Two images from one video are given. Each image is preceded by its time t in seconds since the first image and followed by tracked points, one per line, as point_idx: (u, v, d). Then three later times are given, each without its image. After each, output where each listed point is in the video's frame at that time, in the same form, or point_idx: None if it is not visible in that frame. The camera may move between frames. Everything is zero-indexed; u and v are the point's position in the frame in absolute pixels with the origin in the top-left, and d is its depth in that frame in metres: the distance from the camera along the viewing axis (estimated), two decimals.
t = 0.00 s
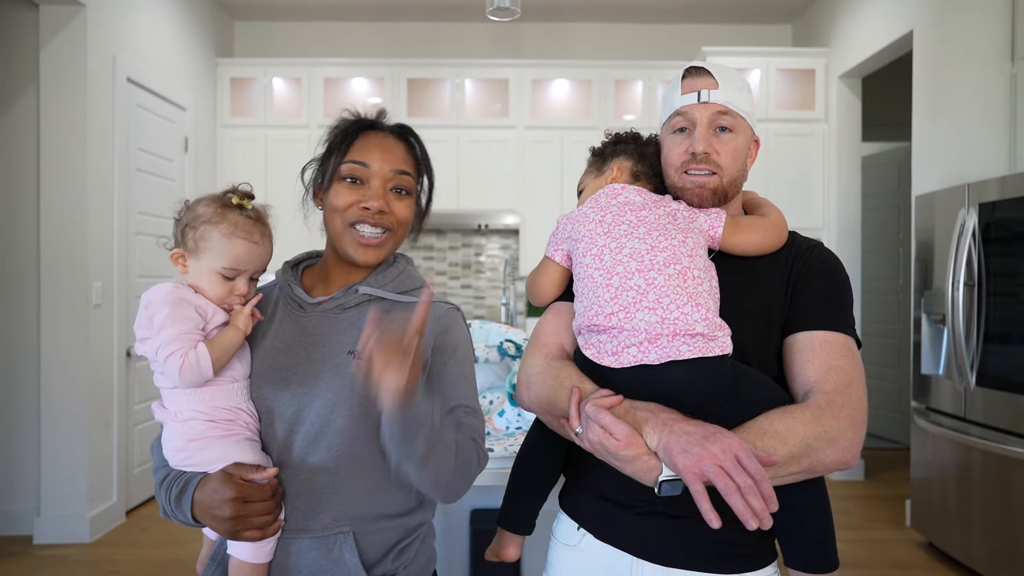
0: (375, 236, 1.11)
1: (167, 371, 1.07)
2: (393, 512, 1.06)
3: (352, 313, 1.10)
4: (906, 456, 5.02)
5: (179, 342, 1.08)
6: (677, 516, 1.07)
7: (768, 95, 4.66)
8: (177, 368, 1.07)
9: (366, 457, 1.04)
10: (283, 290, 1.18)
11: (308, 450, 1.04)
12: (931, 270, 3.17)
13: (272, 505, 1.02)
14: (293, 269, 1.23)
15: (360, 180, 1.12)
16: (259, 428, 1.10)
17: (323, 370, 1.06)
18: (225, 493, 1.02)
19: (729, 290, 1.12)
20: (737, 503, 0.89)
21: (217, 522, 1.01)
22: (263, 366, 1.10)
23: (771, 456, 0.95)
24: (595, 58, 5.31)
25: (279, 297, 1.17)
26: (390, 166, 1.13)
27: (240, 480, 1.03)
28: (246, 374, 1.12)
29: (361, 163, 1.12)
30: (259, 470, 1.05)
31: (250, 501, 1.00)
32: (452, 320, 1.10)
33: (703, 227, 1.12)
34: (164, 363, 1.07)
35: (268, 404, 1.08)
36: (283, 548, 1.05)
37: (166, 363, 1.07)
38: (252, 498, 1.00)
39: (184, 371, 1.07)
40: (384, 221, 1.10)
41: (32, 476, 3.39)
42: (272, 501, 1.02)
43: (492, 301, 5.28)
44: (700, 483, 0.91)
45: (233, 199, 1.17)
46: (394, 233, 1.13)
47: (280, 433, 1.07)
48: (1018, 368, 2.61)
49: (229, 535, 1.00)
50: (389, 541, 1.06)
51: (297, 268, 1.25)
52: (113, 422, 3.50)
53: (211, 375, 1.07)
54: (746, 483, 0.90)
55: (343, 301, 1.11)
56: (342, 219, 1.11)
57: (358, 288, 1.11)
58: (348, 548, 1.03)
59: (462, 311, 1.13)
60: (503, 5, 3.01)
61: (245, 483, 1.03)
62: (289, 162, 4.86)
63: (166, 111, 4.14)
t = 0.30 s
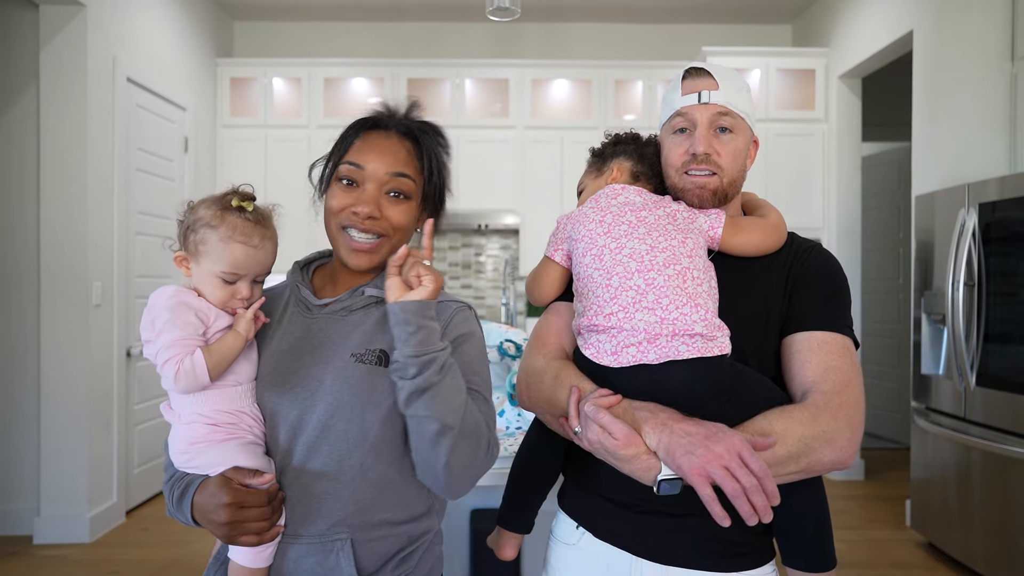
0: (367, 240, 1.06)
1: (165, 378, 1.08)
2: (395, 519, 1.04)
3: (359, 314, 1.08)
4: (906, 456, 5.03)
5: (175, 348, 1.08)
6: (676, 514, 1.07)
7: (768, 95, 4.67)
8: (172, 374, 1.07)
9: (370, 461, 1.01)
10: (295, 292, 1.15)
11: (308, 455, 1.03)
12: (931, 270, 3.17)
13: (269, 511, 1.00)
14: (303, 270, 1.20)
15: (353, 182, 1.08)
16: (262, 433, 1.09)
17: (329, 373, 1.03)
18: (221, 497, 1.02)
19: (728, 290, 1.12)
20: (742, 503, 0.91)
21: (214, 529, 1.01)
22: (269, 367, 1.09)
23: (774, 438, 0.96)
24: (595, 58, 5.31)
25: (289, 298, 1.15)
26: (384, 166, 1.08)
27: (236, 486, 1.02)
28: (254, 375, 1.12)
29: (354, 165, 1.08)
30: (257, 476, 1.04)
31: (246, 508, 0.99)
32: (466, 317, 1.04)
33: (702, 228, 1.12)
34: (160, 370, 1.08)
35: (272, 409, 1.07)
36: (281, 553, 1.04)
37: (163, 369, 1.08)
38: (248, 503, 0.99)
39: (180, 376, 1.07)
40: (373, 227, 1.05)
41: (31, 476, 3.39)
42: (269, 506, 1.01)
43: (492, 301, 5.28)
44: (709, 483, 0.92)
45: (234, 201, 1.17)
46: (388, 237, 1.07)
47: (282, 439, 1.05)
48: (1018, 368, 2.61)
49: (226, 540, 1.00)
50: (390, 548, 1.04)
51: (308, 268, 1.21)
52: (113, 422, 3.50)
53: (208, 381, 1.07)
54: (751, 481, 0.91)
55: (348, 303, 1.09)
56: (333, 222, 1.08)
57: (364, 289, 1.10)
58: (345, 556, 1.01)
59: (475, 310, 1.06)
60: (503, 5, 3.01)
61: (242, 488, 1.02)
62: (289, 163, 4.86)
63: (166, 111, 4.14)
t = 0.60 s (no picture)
0: (352, 245, 1.02)
1: (169, 372, 1.08)
2: (395, 522, 1.04)
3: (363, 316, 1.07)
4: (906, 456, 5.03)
5: (180, 344, 1.08)
6: (674, 512, 1.07)
7: (768, 95, 4.67)
8: (176, 369, 1.07)
9: (366, 462, 1.01)
10: (303, 293, 1.15)
11: (306, 456, 1.02)
12: (931, 270, 3.17)
13: (263, 510, 1.00)
14: (313, 271, 1.18)
15: (347, 185, 1.05)
16: (265, 432, 1.08)
17: (330, 374, 1.03)
18: (216, 495, 1.02)
19: (727, 289, 1.12)
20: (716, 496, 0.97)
21: (207, 526, 1.01)
22: (274, 366, 1.09)
23: (751, 412, 0.99)
24: (595, 58, 5.32)
25: (299, 297, 1.15)
26: (377, 170, 1.04)
27: (231, 484, 1.02)
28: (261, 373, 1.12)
29: (349, 166, 1.05)
30: (252, 474, 1.03)
31: (239, 507, 0.99)
32: (471, 323, 1.03)
33: (702, 226, 1.12)
34: (165, 364, 1.08)
35: (276, 408, 1.07)
36: (278, 551, 1.04)
37: (167, 364, 1.08)
38: (241, 502, 0.99)
39: (183, 372, 1.07)
40: (354, 230, 1.01)
41: (32, 476, 3.39)
42: (263, 505, 1.00)
43: (492, 301, 5.27)
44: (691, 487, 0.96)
45: (241, 200, 1.16)
46: (375, 243, 1.03)
47: (283, 439, 1.05)
48: (1018, 368, 2.61)
49: (219, 537, 1.01)
50: (389, 552, 1.04)
51: (317, 270, 1.19)
52: (113, 422, 3.50)
53: (212, 377, 1.07)
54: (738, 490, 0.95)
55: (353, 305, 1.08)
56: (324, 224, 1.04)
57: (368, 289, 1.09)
58: (340, 558, 1.01)
59: (481, 313, 1.06)
60: (503, 5, 3.01)
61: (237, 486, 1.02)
62: (289, 163, 4.87)
63: (166, 111, 4.14)
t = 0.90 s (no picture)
0: (352, 250, 1.03)
1: (172, 367, 1.09)
2: (387, 529, 1.03)
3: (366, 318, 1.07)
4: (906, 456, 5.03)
5: (184, 340, 1.09)
6: (676, 512, 1.07)
7: (768, 95, 4.67)
8: (178, 365, 1.08)
9: (360, 465, 1.01)
10: (310, 293, 1.15)
11: (301, 457, 1.03)
12: (931, 270, 3.17)
13: (255, 510, 1.00)
14: (321, 270, 1.19)
15: (348, 189, 1.05)
16: (266, 432, 1.09)
17: (329, 375, 1.03)
18: (209, 493, 1.02)
19: (726, 289, 1.12)
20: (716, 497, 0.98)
21: (198, 523, 1.02)
22: (276, 366, 1.09)
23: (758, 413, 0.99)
24: (595, 57, 5.32)
25: (304, 297, 1.15)
26: (375, 174, 1.04)
27: (225, 483, 1.02)
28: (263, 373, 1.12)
29: (349, 170, 1.05)
30: (246, 474, 1.04)
31: (230, 505, 1.00)
32: (473, 326, 1.03)
33: (702, 225, 1.12)
34: (168, 359, 1.09)
35: (275, 407, 1.07)
36: (270, 551, 1.04)
37: (170, 358, 1.09)
38: (233, 500, 0.99)
39: (185, 367, 1.08)
40: (351, 235, 1.01)
41: (32, 476, 3.39)
42: (255, 505, 1.00)
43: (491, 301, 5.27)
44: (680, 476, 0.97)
45: (247, 199, 1.15)
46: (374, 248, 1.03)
47: (280, 441, 1.05)
48: (1018, 368, 2.61)
49: (212, 535, 1.01)
50: (383, 559, 1.04)
51: (325, 271, 1.19)
52: (113, 422, 3.50)
53: (213, 375, 1.08)
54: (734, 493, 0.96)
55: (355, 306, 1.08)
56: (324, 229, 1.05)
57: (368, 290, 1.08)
58: (330, 561, 1.00)
59: (484, 317, 1.06)
60: (503, 5, 3.01)
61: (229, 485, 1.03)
62: (289, 163, 4.86)
63: (166, 111, 4.14)
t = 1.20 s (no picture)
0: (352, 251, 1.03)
1: (173, 364, 1.09)
2: (385, 530, 1.03)
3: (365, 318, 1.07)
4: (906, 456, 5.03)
5: (186, 337, 1.09)
6: (677, 515, 1.07)
7: (768, 94, 4.67)
8: (180, 361, 1.08)
9: (357, 465, 1.01)
10: (312, 294, 1.15)
11: (300, 456, 1.02)
12: (931, 270, 3.17)
13: (251, 510, 0.99)
14: (323, 271, 1.19)
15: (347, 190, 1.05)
16: (265, 431, 1.09)
17: (329, 373, 1.03)
18: (206, 491, 1.03)
19: (727, 289, 1.12)
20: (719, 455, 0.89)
21: (195, 522, 1.01)
22: (277, 365, 1.09)
23: (740, 400, 0.90)
24: (595, 57, 5.32)
25: (306, 298, 1.15)
26: (374, 175, 1.04)
27: (222, 482, 1.02)
28: (263, 373, 1.12)
29: (348, 171, 1.05)
30: (244, 472, 1.03)
31: (227, 503, 1.00)
32: (473, 326, 1.03)
33: (703, 224, 1.12)
34: (170, 356, 1.09)
35: (273, 406, 1.07)
36: (268, 551, 1.04)
37: (172, 354, 1.09)
38: (230, 499, 0.99)
39: (186, 364, 1.08)
40: (350, 236, 1.01)
41: (32, 476, 3.39)
42: (251, 505, 1.00)
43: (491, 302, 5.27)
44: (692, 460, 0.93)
45: (251, 197, 1.16)
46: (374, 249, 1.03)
47: (279, 440, 1.05)
48: (1019, 368, 2.61)
49: (208, 534, 1.01)
50: (381, 560, 1.04)
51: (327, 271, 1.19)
52: (113, 422, 3.50)
53: (214, 371, 1.08)
54: (717, 452, 0.88)
55: (355, 306, 1.07)
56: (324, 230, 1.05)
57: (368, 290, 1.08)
58: (327, 562, 1.00)
59: (484, 318, 1.06)
60: (503, 5, 3.01)
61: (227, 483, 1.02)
62: (289, 163, 4.86)
63: (166, 111, 4.14)
